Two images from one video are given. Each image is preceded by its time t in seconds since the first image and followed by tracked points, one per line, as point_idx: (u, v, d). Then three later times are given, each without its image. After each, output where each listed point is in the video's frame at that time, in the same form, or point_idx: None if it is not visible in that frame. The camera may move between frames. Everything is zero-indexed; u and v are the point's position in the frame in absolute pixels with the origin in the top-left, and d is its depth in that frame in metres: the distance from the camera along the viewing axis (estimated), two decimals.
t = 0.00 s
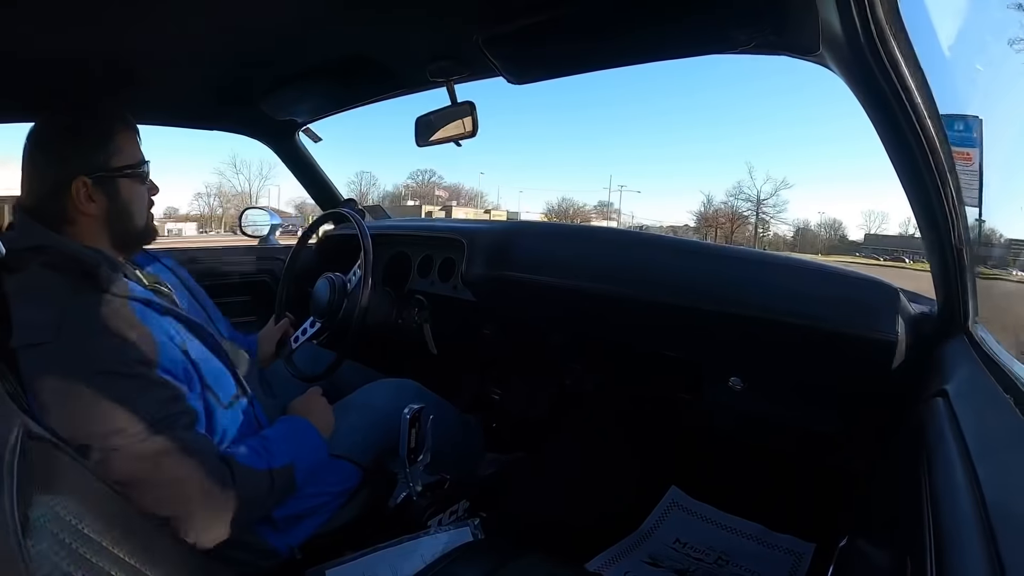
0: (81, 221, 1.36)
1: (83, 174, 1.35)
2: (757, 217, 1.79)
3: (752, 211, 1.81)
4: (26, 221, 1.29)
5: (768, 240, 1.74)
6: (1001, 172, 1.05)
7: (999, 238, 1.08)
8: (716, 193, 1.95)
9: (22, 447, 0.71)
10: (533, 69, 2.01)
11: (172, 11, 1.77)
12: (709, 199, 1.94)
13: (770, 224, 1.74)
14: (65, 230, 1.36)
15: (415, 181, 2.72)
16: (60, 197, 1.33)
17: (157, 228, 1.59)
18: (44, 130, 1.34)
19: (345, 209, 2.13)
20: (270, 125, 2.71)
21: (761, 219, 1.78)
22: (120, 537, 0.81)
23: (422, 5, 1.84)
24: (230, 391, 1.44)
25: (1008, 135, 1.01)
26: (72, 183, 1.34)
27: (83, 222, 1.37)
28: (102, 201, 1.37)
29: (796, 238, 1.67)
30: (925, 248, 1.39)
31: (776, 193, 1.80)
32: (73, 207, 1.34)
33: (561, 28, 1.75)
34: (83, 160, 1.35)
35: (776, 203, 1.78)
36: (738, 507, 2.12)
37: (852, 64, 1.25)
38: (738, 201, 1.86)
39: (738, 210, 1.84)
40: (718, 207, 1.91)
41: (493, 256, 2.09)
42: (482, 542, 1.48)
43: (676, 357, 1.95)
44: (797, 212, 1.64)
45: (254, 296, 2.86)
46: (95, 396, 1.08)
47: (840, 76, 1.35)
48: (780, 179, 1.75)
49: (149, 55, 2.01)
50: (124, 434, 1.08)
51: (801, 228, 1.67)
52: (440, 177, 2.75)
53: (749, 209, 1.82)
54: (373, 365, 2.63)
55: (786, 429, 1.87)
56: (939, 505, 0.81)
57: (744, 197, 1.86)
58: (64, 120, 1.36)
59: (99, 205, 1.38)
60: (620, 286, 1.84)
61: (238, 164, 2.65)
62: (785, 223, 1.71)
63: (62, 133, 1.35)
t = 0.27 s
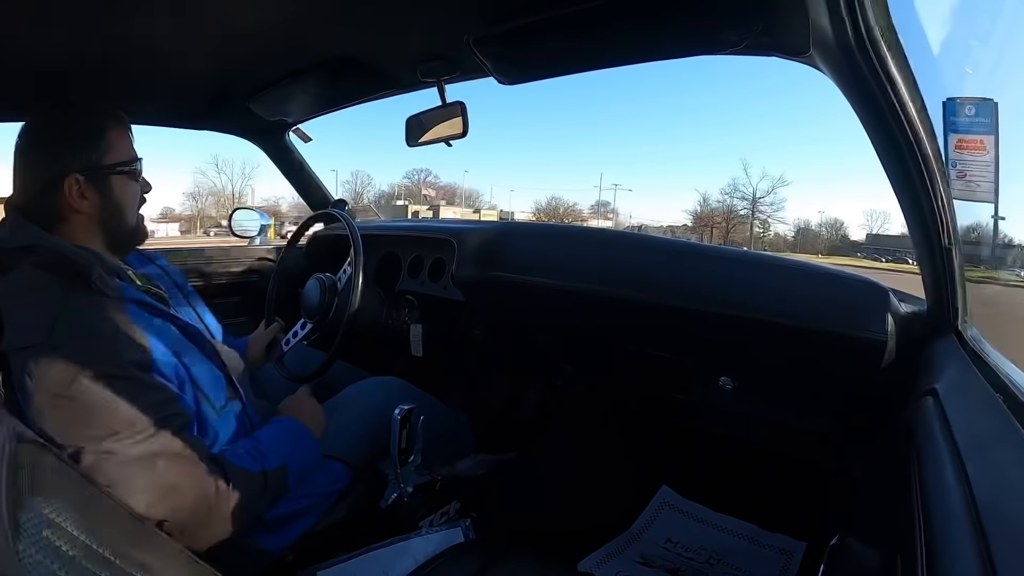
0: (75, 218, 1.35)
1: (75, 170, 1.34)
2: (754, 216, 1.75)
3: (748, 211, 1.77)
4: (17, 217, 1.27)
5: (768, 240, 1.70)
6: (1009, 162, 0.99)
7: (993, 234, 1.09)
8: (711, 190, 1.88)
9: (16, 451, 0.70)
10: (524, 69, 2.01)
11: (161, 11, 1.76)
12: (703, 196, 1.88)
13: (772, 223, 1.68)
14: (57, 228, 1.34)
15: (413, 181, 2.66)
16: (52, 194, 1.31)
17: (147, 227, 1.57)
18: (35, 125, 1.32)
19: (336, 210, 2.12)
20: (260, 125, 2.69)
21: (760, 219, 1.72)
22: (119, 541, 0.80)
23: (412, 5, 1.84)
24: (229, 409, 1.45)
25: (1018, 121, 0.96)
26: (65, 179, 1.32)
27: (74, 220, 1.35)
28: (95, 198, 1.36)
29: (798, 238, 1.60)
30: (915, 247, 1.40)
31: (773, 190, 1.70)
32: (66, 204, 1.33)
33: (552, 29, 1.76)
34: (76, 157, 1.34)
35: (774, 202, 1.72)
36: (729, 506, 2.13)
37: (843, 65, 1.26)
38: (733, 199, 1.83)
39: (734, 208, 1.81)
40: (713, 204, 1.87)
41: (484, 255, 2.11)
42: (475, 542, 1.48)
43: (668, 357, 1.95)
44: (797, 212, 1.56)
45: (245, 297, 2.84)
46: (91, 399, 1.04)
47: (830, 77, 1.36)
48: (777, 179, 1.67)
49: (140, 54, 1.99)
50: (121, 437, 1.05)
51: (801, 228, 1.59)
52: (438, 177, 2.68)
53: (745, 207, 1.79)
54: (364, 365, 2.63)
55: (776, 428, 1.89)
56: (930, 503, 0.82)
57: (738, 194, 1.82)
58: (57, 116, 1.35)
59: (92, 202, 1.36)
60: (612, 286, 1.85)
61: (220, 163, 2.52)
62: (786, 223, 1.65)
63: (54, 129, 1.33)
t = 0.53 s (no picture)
0: (62, 219, 1.34)
1: (63, 172, 1.32)
2: (752, 214, 1.75)
3: (745, 208, 1.76)
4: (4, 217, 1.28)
5: (770, 240, 1.68)
6: None
7: (977, 233, 1.11)
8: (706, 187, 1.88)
9: None
10: (509, 73, 2.01)
11: (145, 14, 1.74)
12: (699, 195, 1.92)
13: (770, 223, 1.67)
14: (44, 228, 1.34)
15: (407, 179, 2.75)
16: (38, 194, 1.30)
17: (138, 232, 1.55)
18: (26, 125, 1.31)
19: (323, 214, 2.11)
20: (246, 128, 2.67)
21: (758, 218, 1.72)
22: (102, 551, 0.79)
23: (400, 8, 1.83)
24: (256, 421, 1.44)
25: None
26: (52, 181, 1.31)
27: (62, 220, 1.34)
28: (82, 198, 1.34)
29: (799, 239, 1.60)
30: (902, 248, 1.42)
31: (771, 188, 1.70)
32: (53, 204, 1.32)
33: (539, 33, 1.76)
34: (63, 159, 1.32)
35: (770, 199, 1.72)
36: (718, 507, 2.14)
37: (829, 69, 1.28)
38: (729, 197, 1.83)
39: (730, 207, 1.81)
40: (710, 203, 1.88)
41: (473, 259, 2.12)
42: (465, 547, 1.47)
43: (656, 360, 1.96)
44: (798, 213, 1.53)
45: (232, 301, 2.82)
46: (71, 405, 1.03)
47: (816, 81, 1.38)
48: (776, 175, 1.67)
49: (126, 57, 1.97)
50: (101, 444, 1.04)
51: (803, 228, 1.57)
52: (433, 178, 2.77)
53: (740, 204, 1.79)
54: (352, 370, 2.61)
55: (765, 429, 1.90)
56: (920, 506, 0.82)
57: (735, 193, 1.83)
58: (47, 117, 1.33)
59: (79, 203, 1.35)
60: (601, 289, 1.85)
61: (201, 164, 2.56)
62: (786, 223, 1.63)
63: (43, 131, 1.31)
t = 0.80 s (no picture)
0: (48, 228, 1.33)
1: (48, 179, 1.31)
2: (754, 214, 1.68)
3: (745, 207, 1.70)
4: None
5: (776, 241, 1.63)
6: None
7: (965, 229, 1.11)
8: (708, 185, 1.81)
9: None
10: (497, 77, 2.01)
11: (133, 20, 1.73)
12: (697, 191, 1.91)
13: (775, 222, 1.62)
14: (31, 238, 1.32)
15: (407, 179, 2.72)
16: (23, 203, 1.29)
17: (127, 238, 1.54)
18: (9, 134, 1.30)
19: (312, 219, 2.10)
20: (235, 134, 2.66)
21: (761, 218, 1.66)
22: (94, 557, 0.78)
23: (389, 13, 1.84)
24: (282, 378, 1.33)
25: None
26: (37, 189, 1.29)
27: (49, 229, 1.33)
28: (70, 206, 1.33)
29: (804, 238, 1.55)
30: (891, 247, 1.44)
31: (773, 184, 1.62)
32: (39, 213, 1.30)
33: (528, 37, 1.77)
34: (48, 166, 1.31)
35: (773, 197, 1.65)
36: (712, 509, 2.15)
37: (818, 71, 1.30)
38: (731, 194, 1.75)
39: (732, 206, 1.74)
40: (710, 201, 1.81)
41: (464, 263, 2.12)
42: (459, 552, 1.47)
43: (648, 363, 1.97)
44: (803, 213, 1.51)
45: (222, 308, 2.80)
46: (62, 409, 1.02)
47: (805, 82, 1.39)
48: (776, 173, 1.59)
49: (116, 63, 1.97)
50: (95, 445, 1.03)
51: (808, 228, 1.53)
52: (435, 176, 2.71)
53: (741, 203, 1.72)
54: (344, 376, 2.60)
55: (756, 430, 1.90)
56: (914, 503, 0.83)
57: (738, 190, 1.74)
58: (30, 125, 1.31)
59: (66, 211, 1.33)
60: (592, 292, 1.85)
61: (189, 164, 2.66)
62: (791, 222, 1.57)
63: (26, 138, 1.30)
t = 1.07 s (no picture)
0: (37, 233, 1.32)
1: (35, 184, 1.30)
2: (757, 212, 1.58)
3: (749, 205, 1.59)
4: None
5: (784, 239, 1.51)
6: None
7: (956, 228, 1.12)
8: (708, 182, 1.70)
9: None
10: (488, 81, 2.01)
11: (124, 25, 1.73)
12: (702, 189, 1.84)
13: (782, 221, 1.51)
14: (21, 244, 1.31)
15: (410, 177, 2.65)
16: (10, 209, 1.28)
17: (118, 240, 1.53)
18: None
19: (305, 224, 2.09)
20: (227, 139, 2.65)
21: (764, 217, 1.56)
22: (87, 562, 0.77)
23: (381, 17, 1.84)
24: (277, 384, 1.32)
25: None
26: (24, 194, 1.29)
27: (37, 234, 1.32)
28: (58, 211, 1.33)
29: (813, 238, 1.44)
30: (883, 247, 1.45)
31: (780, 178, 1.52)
32: (28, 219, 1.29)
33: (520, 40, 1.77)
34: (35, 171, 1.30)
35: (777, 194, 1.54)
36: (707, 510, 2.15)
37: (809, 74, 1.32)
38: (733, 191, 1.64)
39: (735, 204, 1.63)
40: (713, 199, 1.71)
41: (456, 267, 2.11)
42: (455, 556, 1.47)
43: (642, 365, 1.97)
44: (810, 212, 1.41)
45: (216, 313, 2.79)
46: (55, 416, 1.01)
47: (797, 84, 1.40)
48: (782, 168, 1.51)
49: (109, 69, 1.96)
50: (88, 453, 1.02)
51: (817, 228, 1.42)
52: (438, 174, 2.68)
53: (746, 201, 1.61)
54: (338, 381, 2.59)
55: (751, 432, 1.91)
56: (909, 502, 0.84)
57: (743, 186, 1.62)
58: (11, 129, 1.29)
59: (54, 216, 1.33)
60: (587, 295, 1.86)
61: (179, 163, 2.63)
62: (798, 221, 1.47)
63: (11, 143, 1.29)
